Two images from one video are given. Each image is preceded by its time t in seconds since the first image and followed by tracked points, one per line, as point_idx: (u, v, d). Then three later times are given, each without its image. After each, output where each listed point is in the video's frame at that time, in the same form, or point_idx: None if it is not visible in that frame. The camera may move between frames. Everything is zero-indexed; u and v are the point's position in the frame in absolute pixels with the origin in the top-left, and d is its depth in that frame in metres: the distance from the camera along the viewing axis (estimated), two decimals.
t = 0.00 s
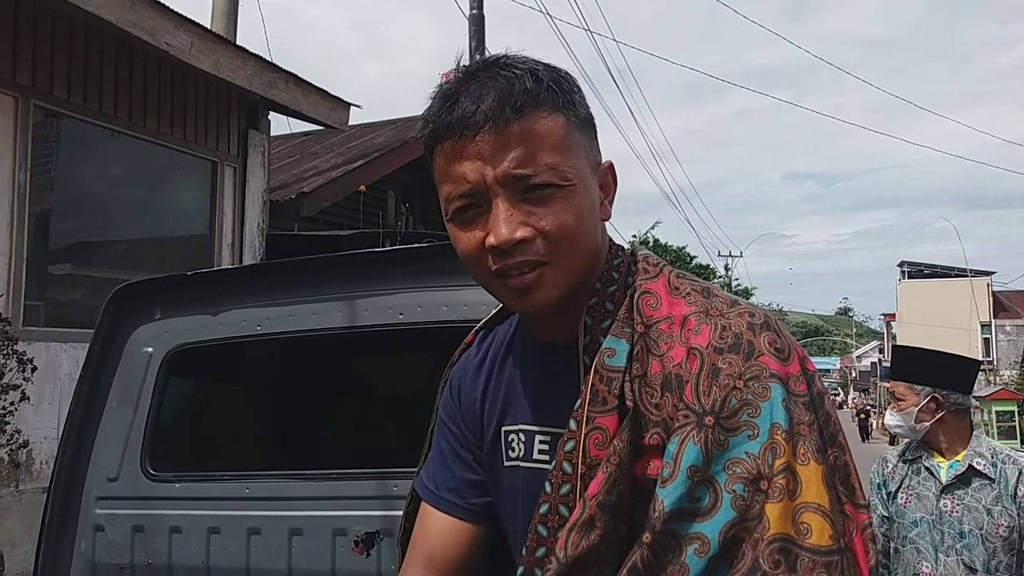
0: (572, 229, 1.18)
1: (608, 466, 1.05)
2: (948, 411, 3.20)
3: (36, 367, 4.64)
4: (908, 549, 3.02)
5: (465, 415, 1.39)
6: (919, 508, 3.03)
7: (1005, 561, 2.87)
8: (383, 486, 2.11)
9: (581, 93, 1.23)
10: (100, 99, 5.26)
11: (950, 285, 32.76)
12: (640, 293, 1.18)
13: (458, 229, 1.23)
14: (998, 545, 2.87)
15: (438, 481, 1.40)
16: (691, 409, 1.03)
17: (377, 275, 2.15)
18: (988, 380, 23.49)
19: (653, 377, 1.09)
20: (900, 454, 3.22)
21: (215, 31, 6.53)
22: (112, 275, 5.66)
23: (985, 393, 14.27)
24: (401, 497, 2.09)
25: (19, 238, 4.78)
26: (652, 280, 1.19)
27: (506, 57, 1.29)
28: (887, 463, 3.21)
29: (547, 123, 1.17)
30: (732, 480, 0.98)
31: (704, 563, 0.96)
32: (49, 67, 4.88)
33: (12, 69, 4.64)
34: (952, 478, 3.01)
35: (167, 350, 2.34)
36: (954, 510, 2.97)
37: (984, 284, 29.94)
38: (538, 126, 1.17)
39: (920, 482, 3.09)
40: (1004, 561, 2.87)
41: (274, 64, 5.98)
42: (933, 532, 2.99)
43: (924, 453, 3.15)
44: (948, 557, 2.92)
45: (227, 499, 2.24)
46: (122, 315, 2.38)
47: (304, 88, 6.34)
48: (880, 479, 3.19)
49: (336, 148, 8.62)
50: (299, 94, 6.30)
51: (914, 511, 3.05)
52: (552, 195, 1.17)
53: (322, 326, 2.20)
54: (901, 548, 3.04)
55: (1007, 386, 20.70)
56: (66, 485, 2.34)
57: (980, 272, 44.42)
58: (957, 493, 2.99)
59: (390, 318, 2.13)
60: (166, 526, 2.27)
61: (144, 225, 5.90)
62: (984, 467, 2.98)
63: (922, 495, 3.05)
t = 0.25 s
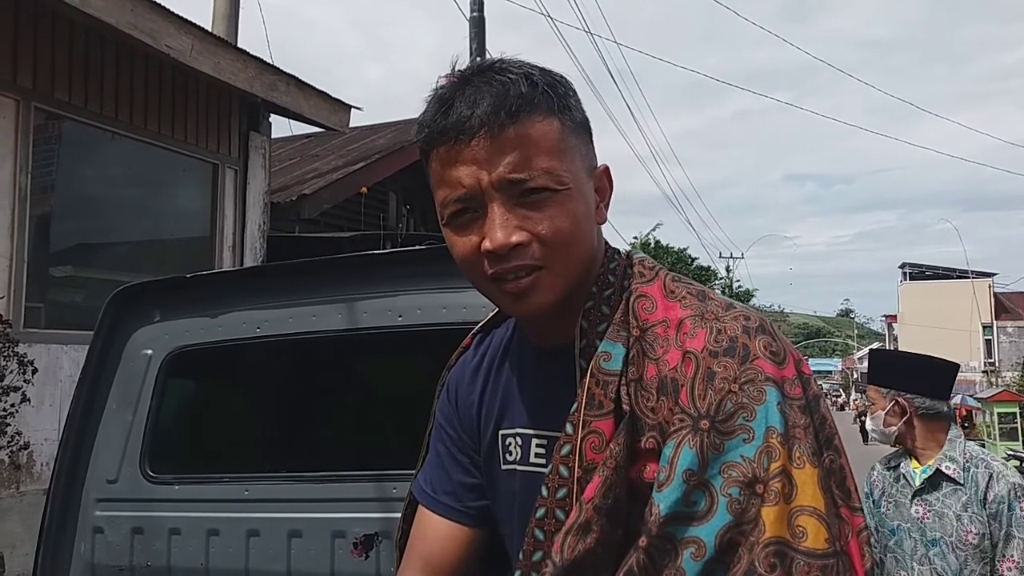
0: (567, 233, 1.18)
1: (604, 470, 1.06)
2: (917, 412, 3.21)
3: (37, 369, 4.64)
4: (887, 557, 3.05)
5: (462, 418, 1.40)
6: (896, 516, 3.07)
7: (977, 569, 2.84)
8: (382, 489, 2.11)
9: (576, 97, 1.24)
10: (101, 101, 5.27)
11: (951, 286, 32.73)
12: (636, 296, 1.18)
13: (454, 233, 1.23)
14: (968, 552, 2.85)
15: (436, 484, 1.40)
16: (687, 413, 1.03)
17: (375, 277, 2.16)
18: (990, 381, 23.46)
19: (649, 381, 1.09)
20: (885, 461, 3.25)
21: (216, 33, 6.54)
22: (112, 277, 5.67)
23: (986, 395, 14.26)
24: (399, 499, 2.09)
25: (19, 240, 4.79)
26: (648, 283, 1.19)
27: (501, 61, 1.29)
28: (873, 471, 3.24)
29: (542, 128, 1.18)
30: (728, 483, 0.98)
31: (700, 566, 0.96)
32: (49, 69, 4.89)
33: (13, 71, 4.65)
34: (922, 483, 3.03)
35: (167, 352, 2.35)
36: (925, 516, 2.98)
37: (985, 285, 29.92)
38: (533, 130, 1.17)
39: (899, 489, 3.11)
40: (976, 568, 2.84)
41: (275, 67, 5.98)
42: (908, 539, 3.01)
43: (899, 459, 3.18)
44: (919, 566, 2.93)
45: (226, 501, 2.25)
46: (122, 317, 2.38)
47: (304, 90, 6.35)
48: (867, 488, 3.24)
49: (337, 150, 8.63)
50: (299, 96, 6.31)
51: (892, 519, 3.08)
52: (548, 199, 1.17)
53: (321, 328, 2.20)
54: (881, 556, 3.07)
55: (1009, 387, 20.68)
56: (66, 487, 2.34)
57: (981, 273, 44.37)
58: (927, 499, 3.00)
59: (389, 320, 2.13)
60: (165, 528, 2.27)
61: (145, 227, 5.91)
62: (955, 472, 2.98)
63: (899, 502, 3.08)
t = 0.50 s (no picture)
0: (563, 235, 1.18)
1: (601, 470, 1.06)
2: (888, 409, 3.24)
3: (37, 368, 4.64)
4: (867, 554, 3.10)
5: (460, 417, 1.40)
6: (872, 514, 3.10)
7: (942, 567, 2.84)
8: (381, 488, 2.11)
9: (572, 98, 1.24)
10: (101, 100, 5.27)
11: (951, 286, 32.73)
12: (634, 297, 1.18)
13: (450, 236, 1.23)
14: (931, 549, 2.87)
15: (433, 484, 1.40)
16: (684, 414, 1.03)
17: (375, 276, 2.16)
18: (990, 380, 23.45)
19: (647, 381, 1.09)
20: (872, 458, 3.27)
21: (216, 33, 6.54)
22: (112, 276, 5.67)
23: (987, 395, 14.26)
24: (397, 498, 2.09)
25: (19, 239, 4.79)
26: (646, 284, 1.19)
27: (496, 62, 1.29)
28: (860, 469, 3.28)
29: (538, 130, 1.18)
30: (725, 484, 0.98)
31: (696, 567, 0.96)
32: (49, 68, 4.88)
33: (13, 70, 4.65)
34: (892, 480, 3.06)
35: (166, 351, 2.35)
36: (894, 514, 3.01)
37: (986, 284, 29.91)
38: (529, 132, 1.18)
39: (878, 486, 3.14)
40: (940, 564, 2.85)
41: (275, 65, 5.98)
42: (882, 536, 3.05)
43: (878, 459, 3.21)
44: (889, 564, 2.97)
45: (225, 500, 2.25)
46: (121, 316, 2.38)
47: (304, 89, 6.35)
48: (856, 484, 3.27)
49: (337, 149, 8.63)
50: (299, 95, 6.31)
51: (871, 516, 3.12)
52: (544, 202, 1.17)
53: (320, 328, 2.20)
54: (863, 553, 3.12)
55: (1009, 386, 20.67)
56: (65, 486, 2.34)
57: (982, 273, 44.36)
58: (897, 495, 3.02)
59: (388, 319, 2.13)
60: (165, 527, 2.27)
61: (145, 226, 5.91)
62: (923, 468, 2.98)
63: (875, 500, 3.11)
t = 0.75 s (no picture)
0: (568, 234, 1.19)
1: (601, 472, 1.06)
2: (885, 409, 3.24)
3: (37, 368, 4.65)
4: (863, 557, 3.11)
5: (459, 419, 1.40)
6: (870, 516, 3.11)
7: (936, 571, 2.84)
8: (380, 489, 2.12)
9: (576, 98, 1.24)
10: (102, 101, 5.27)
11: (952, 286, 32.73)
12: (633, 299, 1.18)
13: (455, 235, 1.24)
14: (925, 553, 2.87)
15: (432, 485, 1.41)
16: (683, 416, 1.03)
17: (374, 278, 2.16)
18: (991, 381, 23.46)
19: (646, 384, 1.09)
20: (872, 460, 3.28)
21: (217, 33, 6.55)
22: (113, 277, 5.67)
23: (987, 396, 14.27)
24: (396, 499, 2.09)
25: (20, 240, 4.79)
26: (645, 286, 1.20)
27: (500, 62, 1.29)
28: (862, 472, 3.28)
29: (544, 128, 1.18)
30: (724, 488, 0.98)
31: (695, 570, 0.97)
32: (49, 69, 4.89)
33: (13, 72, 4.65)
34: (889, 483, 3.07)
35: (166, 352, 2.35)
36: (890, 517, 3.01)
37: (986, 285, 29.91)
38: (534, 130, 1.18)
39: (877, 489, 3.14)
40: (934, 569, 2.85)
41: (275, 67, 5.99)
42: (877, 539, 3.05)
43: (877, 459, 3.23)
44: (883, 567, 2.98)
45: (225, 501, 2.25)
46: (121, 317, 2.38)
47: (305, 90, 6.35)
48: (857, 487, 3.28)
49: (338, 150, 8.63)
50: (300, 96, 6.31)
51: (868, 519, 3.13)
52: (549, 200, 1.18)
53: (320, 329, 2.21)
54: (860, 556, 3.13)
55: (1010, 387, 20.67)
56: (65, 487, 2.35)
57: (982, 274, 44.35)
58: (893, 498, 3.03)
59: (388, 321, 2.14)
60: (164, 528, 2.28)
61: (146, 227, 5.91)
62: (920, 472, 2.98)
63: (874, 503, 3.11)
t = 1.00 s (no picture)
0: (570, 235, 1.19)
1: (600, 472, 1.06)
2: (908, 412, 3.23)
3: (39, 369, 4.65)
4: (882, 563, 3.12)
5: (458, 419, 1.40)
6: (889, 522, 3.12)
7: None
8: (380, 490, 2.12)
9: (578, 99, 1.24)
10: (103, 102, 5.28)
11: (954, 286, 32.70)
12: (634, 299, 1.18)
13: (457, 235, 1.24)
14: (948, 562, 2.86)
15: (432, 485, 1.41)
16: (683, 416, 1.03)
17: (375, 279, 2.16)
18: (992, 381, 23.44)
19: (646, 384, 1.09)
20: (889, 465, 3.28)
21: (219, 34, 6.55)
22: (114, 278, 5.68)
23: (988, 395, 14.29)
24: (397, 500, 2.09)
25: (21, 240, 4.80)
26: (646, 287, 1.20)
27: (502, 63, 1.30)
28: (879, 476, 3.28)
29: (546, 129, 1.18)
30: (723, 488, 0.98)
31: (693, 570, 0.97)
32: (51, 69, 4.90)
33: (15, 72, 4.66)
34: (912, 488, 3.06)
35: (167, 353, 2.35)
36: (913, 524, 3.01)
37: (988, 285, 29.88)
38: (537, 131, 1.18)
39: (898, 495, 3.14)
40: None
41: (276, 67, 6.00)
42: (898, 546, 3.06)
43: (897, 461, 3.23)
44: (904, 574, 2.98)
45: (226, 501, 2.25)
46: (122, 318, 2.39)
47: (306, 91, 6.36)
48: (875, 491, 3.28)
49: (339, 150, 8.64)
50: (301, 97, 6.32)
51: (887, 525, 3.14)
52: (552, 201, 1.18)
53: (321, 330, 2.21)
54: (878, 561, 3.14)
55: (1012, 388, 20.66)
56: (66, 487, 2.35)
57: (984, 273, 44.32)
58: (917, 506, 3.02)
59: (388, 321, 2.14)
60: (165, 528, 2.28)
61: (147, 227, 5.92)
62: (946, 479, 2.97)
63: (894, 509, 3.12)
